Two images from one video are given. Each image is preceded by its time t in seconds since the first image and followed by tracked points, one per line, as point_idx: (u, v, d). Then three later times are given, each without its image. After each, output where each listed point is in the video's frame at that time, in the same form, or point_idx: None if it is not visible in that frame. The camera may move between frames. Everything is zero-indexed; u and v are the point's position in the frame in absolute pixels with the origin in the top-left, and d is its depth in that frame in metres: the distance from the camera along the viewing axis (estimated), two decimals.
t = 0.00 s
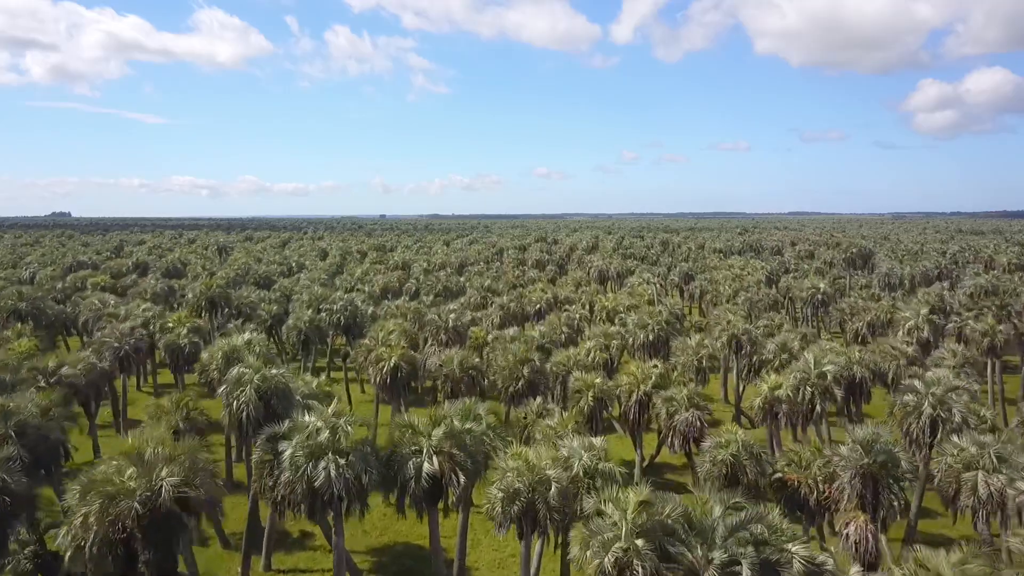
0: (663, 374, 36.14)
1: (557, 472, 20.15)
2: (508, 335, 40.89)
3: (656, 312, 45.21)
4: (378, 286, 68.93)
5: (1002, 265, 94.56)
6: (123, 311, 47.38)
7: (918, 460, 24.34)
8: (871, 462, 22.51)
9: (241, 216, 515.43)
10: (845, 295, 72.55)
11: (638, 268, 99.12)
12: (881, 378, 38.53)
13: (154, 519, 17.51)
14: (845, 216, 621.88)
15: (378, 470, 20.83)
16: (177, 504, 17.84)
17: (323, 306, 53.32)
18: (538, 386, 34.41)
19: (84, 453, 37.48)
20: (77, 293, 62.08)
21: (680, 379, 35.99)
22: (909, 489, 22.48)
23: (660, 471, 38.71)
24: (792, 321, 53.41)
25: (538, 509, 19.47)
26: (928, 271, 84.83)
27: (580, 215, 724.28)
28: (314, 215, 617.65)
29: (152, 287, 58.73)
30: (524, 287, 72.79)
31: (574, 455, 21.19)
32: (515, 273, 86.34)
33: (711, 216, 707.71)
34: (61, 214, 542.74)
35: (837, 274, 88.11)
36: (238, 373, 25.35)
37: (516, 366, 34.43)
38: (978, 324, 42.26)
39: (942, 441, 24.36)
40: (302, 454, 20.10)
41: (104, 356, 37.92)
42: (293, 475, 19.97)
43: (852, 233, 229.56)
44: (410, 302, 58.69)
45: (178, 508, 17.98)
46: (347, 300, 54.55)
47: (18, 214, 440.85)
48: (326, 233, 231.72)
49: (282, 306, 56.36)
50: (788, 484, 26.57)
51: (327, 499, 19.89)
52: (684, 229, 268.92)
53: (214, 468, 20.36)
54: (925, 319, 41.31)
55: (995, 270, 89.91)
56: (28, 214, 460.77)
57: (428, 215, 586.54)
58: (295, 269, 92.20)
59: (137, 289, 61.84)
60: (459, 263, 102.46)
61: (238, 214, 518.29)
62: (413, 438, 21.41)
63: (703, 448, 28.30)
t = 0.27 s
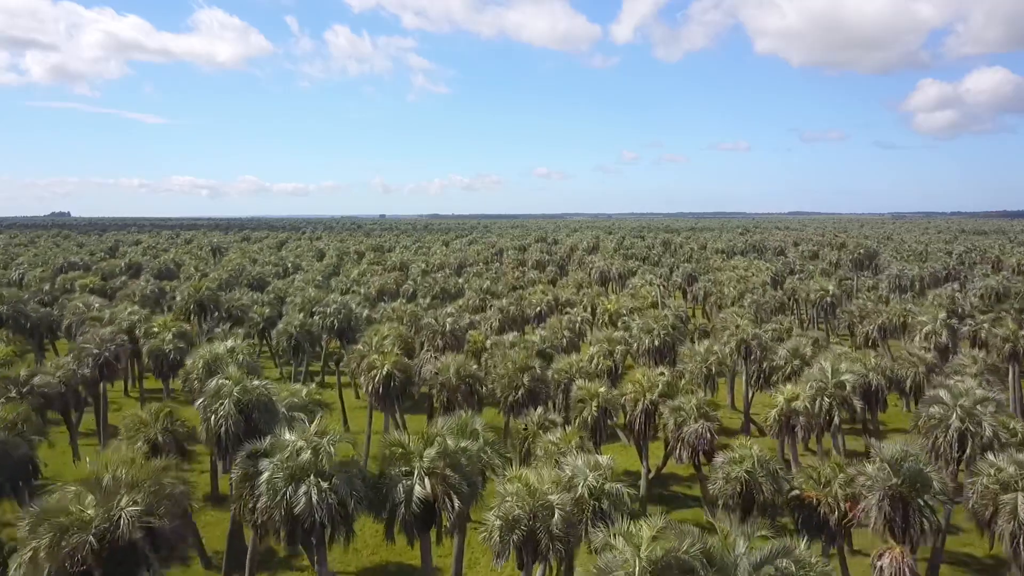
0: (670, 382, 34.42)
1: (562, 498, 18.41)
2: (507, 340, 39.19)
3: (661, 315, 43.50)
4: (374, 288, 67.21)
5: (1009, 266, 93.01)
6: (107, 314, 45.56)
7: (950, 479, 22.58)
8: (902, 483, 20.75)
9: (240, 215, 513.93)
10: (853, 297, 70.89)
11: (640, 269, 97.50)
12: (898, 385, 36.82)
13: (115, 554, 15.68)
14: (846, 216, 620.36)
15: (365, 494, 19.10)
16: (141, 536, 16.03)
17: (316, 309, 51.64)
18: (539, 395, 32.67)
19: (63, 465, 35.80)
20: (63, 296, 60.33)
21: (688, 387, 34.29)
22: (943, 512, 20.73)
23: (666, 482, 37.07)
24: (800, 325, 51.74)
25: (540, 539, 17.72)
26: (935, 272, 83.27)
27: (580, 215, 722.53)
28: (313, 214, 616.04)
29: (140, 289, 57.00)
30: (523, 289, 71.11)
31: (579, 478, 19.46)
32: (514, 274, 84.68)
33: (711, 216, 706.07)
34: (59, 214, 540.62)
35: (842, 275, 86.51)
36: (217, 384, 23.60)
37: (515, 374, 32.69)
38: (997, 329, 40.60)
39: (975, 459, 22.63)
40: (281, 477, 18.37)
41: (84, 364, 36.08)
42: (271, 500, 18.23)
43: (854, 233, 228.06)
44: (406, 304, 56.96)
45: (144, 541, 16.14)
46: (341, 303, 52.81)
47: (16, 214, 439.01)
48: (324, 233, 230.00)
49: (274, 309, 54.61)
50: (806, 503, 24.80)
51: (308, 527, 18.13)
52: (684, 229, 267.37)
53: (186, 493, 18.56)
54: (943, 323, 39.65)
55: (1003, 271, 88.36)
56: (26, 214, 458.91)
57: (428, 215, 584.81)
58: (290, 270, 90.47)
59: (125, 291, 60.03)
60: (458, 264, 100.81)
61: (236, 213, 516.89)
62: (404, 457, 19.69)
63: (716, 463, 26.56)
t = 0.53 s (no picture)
0: (677, 391, 32.70)
1: (565, 528, 16.70)
2: (507, 346, 37.45)
3: (667, 319, 41.72)
4: (370, 290, 65.52)
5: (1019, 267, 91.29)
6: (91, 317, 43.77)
7: (986, 501, 20.82)
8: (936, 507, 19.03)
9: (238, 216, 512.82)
10: (861, 298, 69.12)
11: (642, 270, 95.76)
12: (918, 394, 35.06)
13: None
14: (848, 216, 618.45)
15: (348, 522, 17.35)
16: None
17: (308, 313, 49.93)
18: (539, 405, 30.94)
19: (40, 477, 34.10)
20: (50, 298, 58.62)
21: (696, 397, 32.57)
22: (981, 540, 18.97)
23: (672, 495, 35.37)
24: (810, 329, 49.97)
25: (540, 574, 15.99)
26: (945, 273, 81.56)
27: (580, 215, 720.66)
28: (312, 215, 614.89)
29: (128, 291, 55.28)
30: (524, 291, 69.46)
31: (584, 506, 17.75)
32: (514, 275, 82.96)
33: (712, 216, 704.15)
34: (57, 214, 538.78)
35: (849, 276, 84.81)
36: (192, 398, 21.94)
37: (514, 382, 30.96)
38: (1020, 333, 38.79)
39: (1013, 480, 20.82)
40: (256, 506, 16.66)
41: (61, 371, 34.30)
42: (244, 530, 16.65)
43: (856, 234, 226.53)
44: (403, 307, 55.19)
45: None
46: (335, 306, 51.09)
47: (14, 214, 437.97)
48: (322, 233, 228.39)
49: (266, 313, 52.84)
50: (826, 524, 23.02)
51: (285, 560, 16.40)
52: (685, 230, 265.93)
53: (152, 522, 16.87)
54: (963, 328, 37.86)
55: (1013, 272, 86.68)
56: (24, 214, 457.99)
57: (428, 216, 582.99)
58: (286, 272, 88.79)
59: (114, 293, 58.30)
60: (457, 265, 99.18)
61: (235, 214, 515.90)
62: (392, 481, 17.91)
63: (729, 480, 24.82)
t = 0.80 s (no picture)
0: (686, 401, 30.96)
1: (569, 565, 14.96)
2: (506, 352, 35.68)
3: (673, 323, 39.95)
4: (366, 292, 63.85)
5: None
6: (74, 322, 42.07)
7: None
8: (975, 536, 17.37)
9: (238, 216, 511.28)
10: (870, 300, 67.45)
11: (644, 271, 94.13)
12: (938, 403, 33.32)
13: None
14: (849, 216, 616.58)
15: (328, 557, 15.62)
16: None
17: (301, 316, 48.19)
18: (540, 417, 29.19)
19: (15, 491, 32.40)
20: (35, 300, 56.90)
21: (706, 407, 30.83)
22: None
23: (680, 510, 33.66)
24: (821, 333, 48.27)
25: None
26: (954, 274, 79.89)
27: (580, 215, 718.82)
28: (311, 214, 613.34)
29: (115, 294, 53.52)
30: (524, 293, 67.83)
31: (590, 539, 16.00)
32: (514, 276, 81.32)
33: (713, 216, 702.29)
34: (56, 215, 537.09)
35: (856, 277, 83.14)
36: (164, 414, 20.18)
37: (513, 392, 29.22)
38: None
39: None
40: (225, 541, 14.97)
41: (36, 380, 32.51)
42: (210, 568, 14.92)
43: (859, 233, 224.93)
44: (399, 310, 53.42)
45: None
46: (328, 309, 49.35)
47: (12, 214, 436.43)
48: (321, 233, 226.66)
49: (258, 316, 51.13)
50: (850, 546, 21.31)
51: None
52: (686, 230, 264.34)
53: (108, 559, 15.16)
54: (985, 333, 36.11)
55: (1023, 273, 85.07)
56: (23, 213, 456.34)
57: (427, 216, 581.28)
58: (281, 273, 87.16)
59: (102, 295, 56.63)
60: (456, 265, 97.56)
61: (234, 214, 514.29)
62: (377, 510, 16.18)
63: (745, 501, 23.10)
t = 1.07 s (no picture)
0: (694, 413, 29.24)
1: None
2: (505, 359, 33.92)
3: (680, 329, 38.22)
4: (362, 294, 62.18)
5: None
6: (55, 326, 40.33)
7: None
8: None
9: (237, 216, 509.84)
10: (878, 303, 65.81)
11: (646, 272, 92.53)
12: (961, 414, 31.61)
13: None
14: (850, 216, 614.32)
15: None
16: None
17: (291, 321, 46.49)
18: (541, 431, 27.43)
19: None
20: (20, 303, 55.14)
21: (716, 420, 29.12)
22: None
23: (688, 526, 31.98)
24: (831, 338, 46.62)
25: None
26: (962, 275, 78.33)
27: (580, 216, 717.01)
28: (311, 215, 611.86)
29: (100, 297, 51.78)
30: (523, 295, 66.23)
31: None
32: (514, 278, 79.73)
33: (713, 216, 701.19)
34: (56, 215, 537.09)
35: (862, 278, 81.59)
36: (128, 433, 18.36)
37: (511, 404, 27.53)
38: None
39: None
40: None
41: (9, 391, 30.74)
42: None
43: (861, 234, 223.49)
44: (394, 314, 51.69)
45: None
46: (320, 312, 47.63)
47: (10, 213, 434.69)
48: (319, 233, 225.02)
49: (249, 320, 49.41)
50: None
51: None
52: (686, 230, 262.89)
53: None
54: (1008, 340, 34.37)
55: None
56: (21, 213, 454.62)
57: (427, 215, 579.71)
58: (276, 274, 85.52)
59: (88, 298, 54.90)
60: (455, 266, 95.97)
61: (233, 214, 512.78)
62: (359, 547, 14.42)
63: (762, 525, 21.35)
